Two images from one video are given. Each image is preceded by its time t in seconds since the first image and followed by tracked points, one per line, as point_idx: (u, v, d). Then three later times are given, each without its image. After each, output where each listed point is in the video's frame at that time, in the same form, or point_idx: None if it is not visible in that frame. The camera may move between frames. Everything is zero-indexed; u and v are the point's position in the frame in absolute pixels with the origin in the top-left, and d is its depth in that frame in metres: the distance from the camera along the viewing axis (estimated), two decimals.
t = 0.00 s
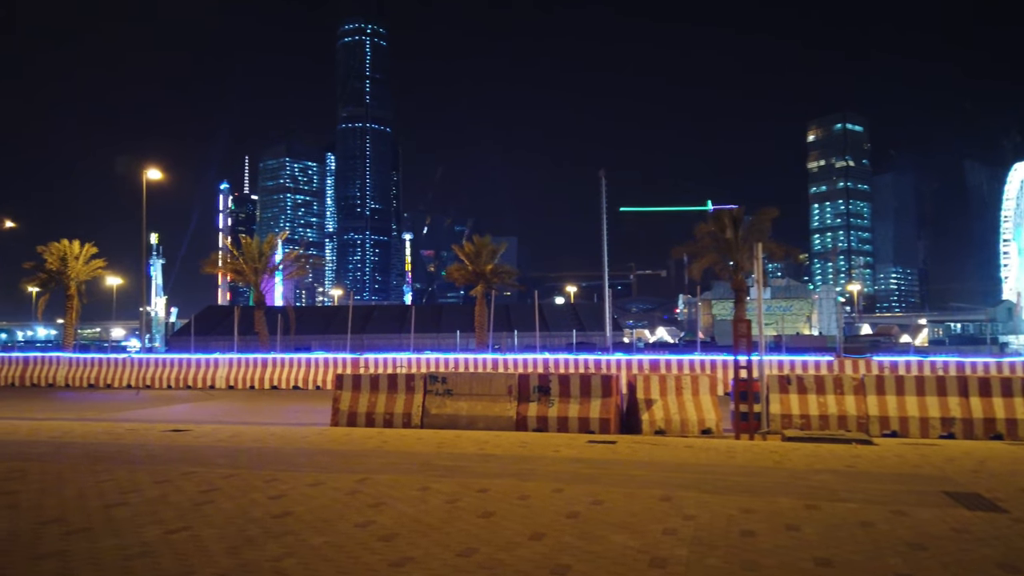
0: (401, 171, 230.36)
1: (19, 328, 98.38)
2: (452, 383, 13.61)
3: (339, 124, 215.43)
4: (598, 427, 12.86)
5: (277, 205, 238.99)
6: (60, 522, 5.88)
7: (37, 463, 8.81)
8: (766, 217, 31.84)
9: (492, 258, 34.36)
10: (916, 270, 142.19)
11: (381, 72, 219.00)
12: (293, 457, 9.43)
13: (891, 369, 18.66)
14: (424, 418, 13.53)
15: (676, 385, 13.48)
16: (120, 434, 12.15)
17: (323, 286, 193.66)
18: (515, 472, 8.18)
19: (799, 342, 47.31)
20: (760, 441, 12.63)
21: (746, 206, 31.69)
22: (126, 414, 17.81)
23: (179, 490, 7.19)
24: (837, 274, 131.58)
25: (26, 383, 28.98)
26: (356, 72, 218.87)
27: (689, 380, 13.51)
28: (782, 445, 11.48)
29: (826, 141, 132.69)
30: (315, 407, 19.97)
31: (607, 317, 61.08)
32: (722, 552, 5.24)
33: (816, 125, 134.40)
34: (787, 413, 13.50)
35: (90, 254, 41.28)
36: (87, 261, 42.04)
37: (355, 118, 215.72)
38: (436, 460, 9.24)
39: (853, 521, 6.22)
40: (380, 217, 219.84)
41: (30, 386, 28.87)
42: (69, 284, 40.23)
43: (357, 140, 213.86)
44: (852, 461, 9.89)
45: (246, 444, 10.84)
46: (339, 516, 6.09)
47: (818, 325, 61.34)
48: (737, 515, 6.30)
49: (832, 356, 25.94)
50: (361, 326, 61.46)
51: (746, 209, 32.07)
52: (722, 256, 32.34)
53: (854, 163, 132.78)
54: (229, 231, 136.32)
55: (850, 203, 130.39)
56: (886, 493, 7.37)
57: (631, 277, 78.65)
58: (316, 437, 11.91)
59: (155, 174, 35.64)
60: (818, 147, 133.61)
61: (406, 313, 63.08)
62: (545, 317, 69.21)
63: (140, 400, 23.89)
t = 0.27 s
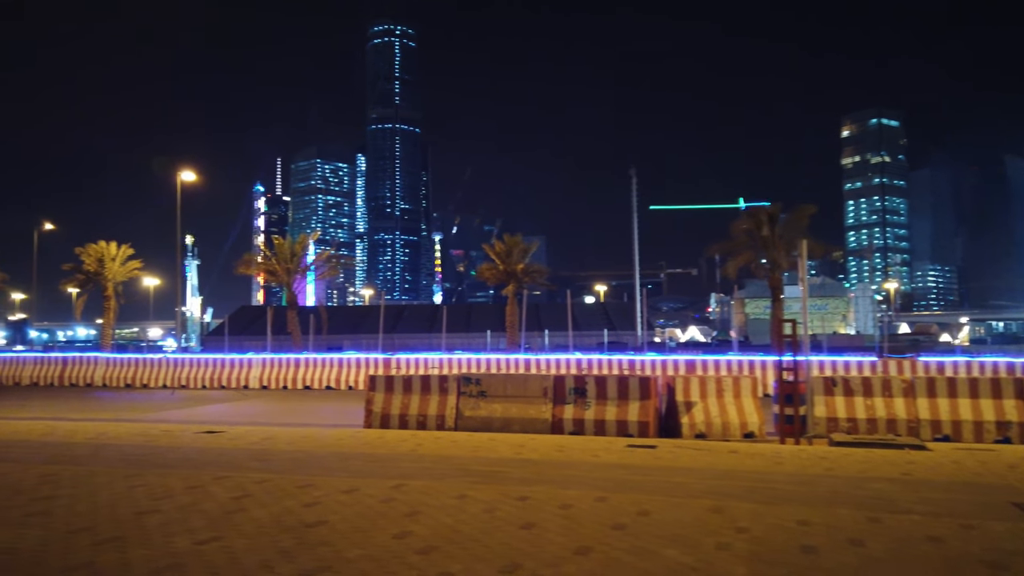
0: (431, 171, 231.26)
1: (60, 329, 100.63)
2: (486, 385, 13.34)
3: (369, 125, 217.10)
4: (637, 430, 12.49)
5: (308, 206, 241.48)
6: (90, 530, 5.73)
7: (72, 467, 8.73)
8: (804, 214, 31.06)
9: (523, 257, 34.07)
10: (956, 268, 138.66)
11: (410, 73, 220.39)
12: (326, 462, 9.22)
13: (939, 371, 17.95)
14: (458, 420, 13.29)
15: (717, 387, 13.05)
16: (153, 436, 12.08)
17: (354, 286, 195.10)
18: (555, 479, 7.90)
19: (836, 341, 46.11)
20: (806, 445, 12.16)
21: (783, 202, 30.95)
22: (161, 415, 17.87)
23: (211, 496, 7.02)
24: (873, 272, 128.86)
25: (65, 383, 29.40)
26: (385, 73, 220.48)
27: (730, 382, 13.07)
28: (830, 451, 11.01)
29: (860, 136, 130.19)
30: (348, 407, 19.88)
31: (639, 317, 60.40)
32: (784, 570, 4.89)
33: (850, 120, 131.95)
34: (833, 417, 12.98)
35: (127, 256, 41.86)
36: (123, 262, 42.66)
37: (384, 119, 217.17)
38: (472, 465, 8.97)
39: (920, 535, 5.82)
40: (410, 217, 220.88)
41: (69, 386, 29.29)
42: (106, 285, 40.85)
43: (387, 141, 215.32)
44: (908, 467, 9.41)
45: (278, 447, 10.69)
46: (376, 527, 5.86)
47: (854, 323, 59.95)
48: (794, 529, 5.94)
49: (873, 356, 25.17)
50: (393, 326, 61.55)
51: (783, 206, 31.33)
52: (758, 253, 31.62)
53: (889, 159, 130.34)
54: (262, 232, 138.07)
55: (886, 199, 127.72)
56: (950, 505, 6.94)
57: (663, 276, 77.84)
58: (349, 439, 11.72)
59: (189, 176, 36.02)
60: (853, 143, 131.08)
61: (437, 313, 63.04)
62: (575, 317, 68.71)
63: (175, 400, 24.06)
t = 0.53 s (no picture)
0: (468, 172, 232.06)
1: (109, 329, 103.32)
2: (529, 386, 13.08)
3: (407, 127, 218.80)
4: (685, 433, 12.10)
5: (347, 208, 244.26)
6: (134, 534, 5.61)
7: (117, 467, 8.70)
8: (852, 211, 30.18)
9: (563, 257, 33.73)
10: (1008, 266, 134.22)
11: (447, 75, 221.57)
12: (369, 463, 9.04)
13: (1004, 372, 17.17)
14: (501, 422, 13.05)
15: (768, 388, 12.58)
16: (197, 436, 12.07)
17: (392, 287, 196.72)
18: (606, 485, 7.58)
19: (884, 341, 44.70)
20: (863, 450, 11.64)
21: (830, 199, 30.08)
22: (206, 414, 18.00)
23: (254, 499, 6.87)
24: (920, 271, 125.47)
25: (113, 382, 29.96)
26: (423, 75, 222.05)
27: (781, 383, 12.59)
28: (891, 456, 10.51)
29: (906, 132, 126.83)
30: (389, 407, 19.80)
31: (679, 317, 59.59)
32: None
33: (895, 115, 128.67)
34: (891, 420, 12.41)
35: (172, 257, 42.60)
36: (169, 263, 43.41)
37: (422, 121, 218.65)
38: (519, 469, 8.71)
39: (1006, 550, 5.40)
40: (447, 218, 221.82)
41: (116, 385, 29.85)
42: (152, 286, 41.63)
43: (424, 142, 216.75)
44: (978, 475, 8.88)
45: (321, 448, 10.55)
46: (424, 534, 5.64)
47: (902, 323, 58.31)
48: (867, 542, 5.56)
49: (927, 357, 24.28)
50: (431, 326, 61.70)
51: (830, 202, 30.46)
52: (805, 251, 30.78)
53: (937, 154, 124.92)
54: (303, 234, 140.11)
55: (933, 196, 124.22)
56: None
57: (703, 276, 76.80)
58: (392, 440, 11.56)
59: (232, 178, 36.51)
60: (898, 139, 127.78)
61: (475, 313, 63.03)
62: (614, 317, 68.12)
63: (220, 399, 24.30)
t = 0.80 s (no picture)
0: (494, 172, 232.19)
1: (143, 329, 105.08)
2: (562, 388, 12.79)
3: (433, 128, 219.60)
4: (724, 437, 11.73)
5: (375, 209, 245.83)
6: (164, 542, 5.46)
7: (148, 470, 8.60)
8: (890, 208, 29.40)
9: (592, 256, 33.35)
10: None
11: (473, 75, 221.99)
12: (401, 467, 8.85)
13: None
14: (533, 424, 12.78)
15: (810, 391, 12.16)
16: (228, 438, 11.99)
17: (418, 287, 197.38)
18: (647, 492, 7.30)
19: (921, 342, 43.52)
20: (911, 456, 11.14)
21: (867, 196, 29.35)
22: (236, 414, 17.98)
23: (286, 504, 6.70)
24: (955, 270, 122.59)
25: (145, 382, 30.24)
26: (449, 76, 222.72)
27: (824, 387, 12.16)
28: (942, 463, 10.05)
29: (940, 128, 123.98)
30: (418, 408, 19.63)
31: (708, 317, 58.81)
32: None
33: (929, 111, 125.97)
34: (939, 425, 11.90)
35: (203, 257, 42.98)
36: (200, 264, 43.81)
37: (449, 121, 219.18)
38: (554, 475, 8.44)
39: None
40: (474, 219, 222.18)
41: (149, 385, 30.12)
42: (184, 286, 42.03)
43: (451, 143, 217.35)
44: None
45: (352, 451, 10.39)
46: (461, 545, 5.42)
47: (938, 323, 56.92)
48: (931, 558, 5.23)
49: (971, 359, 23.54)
50: (459, 326, 61.63)
51: (868, 199, 29.72)
52: (841, 249, 30.10)
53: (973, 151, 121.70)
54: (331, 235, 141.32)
55: (969, 193, 121.32)
56: None
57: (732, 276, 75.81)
58: (423, 443, 11.35)
59: (262, 179, 36.73)
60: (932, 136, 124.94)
61: (503, 313, 62.80)
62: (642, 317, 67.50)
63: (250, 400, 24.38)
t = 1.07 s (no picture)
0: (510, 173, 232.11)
1: (162, 329, 105.97)
2: (583, 389, 12.49)
3: (450, 129, 220.24)
4: (752, 440, 11.39)
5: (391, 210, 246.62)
6: (173, 551, 5.22)
7: (160, 473, 8.39)
8: (916, 206, 28.79)
9: (611, 255, 33.00)
10: None
11: (489, 76, 222.01)
12: (420, 471, 8.58)
13: None
14: (553, 426, 12.50)
15: (839, 393, 11.79)
16: (243, 439, 11.81)
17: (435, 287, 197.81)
18: (677, 499, 6.99)
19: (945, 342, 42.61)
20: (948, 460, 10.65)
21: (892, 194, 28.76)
22: (253, 415, 17.86)
23: (302, 510, 6.45)
24: (977, 269, 121.02)
25: (163, 382, 30.29)
26: (465, 77, 222.95)
27: (854, 388, 11.77)
28: (980, 468, 9.65)
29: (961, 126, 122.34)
30: (436, 409, 19.41)
31: (726, 317, 58.25)
32: None
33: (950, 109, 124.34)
34: (974, 428, 11.48)
35: (221, 258, 43.08)
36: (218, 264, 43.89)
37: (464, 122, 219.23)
38: (577, 479, 8.16)
39: None
40: (490, 219, 222.28)
41: (167, 385, 30.16)
42: (202, 287, 42.14)
43: (467, 144, 217.74)
44: None
45: (370, 453, 10.15)
46: (485, 555, 5.15)
47: (961, 323, 56.01)
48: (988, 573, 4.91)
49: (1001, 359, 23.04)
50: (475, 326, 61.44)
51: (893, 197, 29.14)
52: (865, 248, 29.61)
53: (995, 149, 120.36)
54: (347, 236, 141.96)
55: (990, 191, 119.57)
56: None
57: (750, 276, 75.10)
58: (442, 445, 11.09)
59: (279, 179, 36.70)
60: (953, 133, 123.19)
61: (520, 314, 62.54)
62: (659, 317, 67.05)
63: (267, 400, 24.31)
